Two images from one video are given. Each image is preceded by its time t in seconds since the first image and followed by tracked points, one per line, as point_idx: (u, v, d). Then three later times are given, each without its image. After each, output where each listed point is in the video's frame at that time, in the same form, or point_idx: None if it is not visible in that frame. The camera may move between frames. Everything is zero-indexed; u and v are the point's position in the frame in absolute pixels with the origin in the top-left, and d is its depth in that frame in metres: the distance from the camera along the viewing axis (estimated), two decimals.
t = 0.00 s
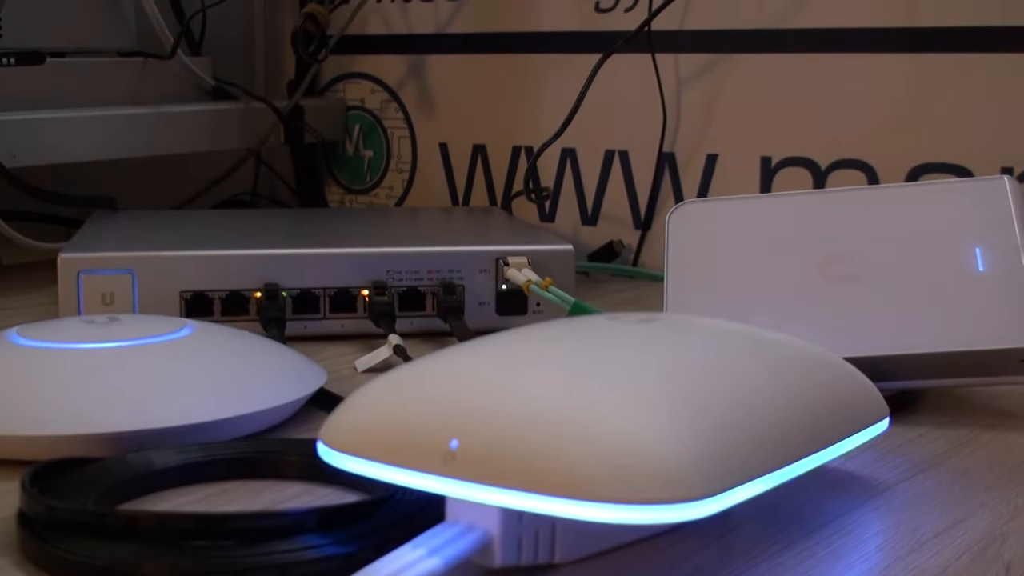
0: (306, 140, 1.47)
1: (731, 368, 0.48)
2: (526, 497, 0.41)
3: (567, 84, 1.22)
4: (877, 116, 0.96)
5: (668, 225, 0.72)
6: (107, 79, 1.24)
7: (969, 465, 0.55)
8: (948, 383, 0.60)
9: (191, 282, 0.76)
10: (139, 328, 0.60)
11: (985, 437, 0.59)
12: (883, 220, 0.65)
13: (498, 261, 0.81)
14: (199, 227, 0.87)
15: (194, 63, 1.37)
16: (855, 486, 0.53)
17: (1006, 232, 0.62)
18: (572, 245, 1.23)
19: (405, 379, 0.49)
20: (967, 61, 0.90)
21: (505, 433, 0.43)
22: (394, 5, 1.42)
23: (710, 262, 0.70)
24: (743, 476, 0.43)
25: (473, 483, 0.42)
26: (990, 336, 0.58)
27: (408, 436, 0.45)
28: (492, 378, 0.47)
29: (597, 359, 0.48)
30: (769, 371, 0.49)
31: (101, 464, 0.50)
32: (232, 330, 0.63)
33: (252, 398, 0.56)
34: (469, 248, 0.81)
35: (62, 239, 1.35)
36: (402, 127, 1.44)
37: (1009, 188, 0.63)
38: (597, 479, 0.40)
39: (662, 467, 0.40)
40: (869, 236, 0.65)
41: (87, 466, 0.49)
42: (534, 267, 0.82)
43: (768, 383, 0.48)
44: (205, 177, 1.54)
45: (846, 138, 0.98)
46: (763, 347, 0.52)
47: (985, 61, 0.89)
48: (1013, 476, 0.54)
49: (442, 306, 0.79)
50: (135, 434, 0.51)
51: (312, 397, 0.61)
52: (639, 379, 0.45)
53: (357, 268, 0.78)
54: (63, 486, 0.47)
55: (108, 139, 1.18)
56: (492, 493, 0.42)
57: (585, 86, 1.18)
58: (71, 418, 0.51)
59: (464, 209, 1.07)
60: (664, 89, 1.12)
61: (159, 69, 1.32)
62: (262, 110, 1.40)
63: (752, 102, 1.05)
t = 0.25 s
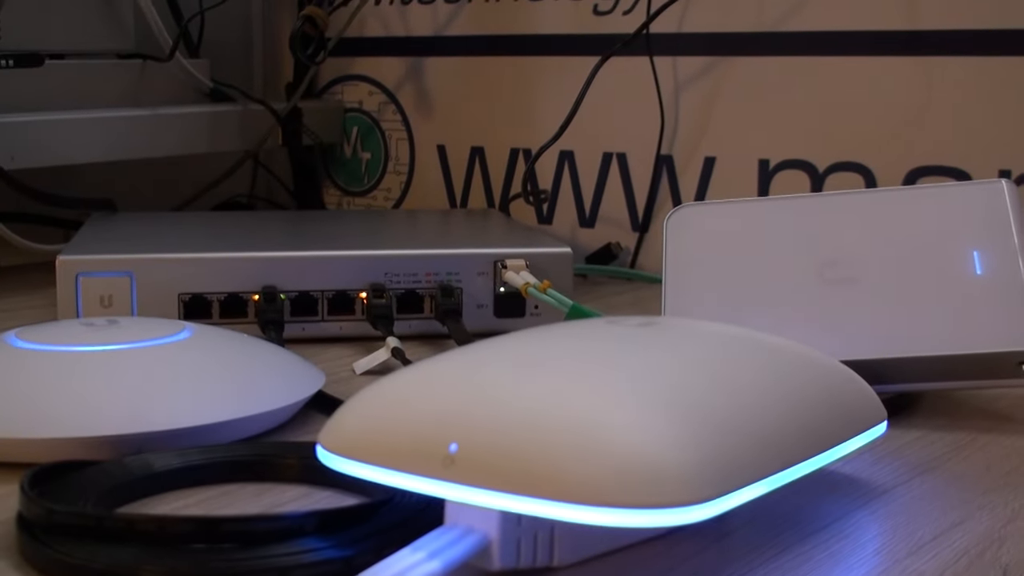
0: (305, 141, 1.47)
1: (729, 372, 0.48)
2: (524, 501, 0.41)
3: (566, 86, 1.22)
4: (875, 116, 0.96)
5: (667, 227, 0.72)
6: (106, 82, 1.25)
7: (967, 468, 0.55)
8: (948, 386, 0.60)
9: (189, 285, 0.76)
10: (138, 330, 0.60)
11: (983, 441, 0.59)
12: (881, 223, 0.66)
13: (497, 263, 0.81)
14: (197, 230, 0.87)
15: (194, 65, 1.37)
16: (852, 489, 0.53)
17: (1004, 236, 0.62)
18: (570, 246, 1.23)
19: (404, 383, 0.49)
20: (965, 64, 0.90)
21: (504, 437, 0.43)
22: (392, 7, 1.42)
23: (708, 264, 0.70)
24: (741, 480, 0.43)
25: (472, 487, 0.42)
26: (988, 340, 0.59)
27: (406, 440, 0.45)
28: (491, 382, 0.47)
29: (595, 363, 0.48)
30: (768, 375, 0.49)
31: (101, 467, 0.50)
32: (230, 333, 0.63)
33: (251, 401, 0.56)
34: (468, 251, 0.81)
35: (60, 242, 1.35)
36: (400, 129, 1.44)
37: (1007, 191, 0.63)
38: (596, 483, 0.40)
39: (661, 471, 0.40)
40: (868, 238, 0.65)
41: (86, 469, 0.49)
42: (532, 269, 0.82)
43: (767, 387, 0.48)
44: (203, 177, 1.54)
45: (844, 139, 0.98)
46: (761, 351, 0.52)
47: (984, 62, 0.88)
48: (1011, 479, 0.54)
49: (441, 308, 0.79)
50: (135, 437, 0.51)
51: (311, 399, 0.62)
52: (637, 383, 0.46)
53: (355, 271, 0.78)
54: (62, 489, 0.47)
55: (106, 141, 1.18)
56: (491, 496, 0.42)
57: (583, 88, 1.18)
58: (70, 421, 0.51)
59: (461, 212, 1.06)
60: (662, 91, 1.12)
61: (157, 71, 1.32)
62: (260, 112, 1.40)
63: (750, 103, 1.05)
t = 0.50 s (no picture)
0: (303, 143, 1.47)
1: (728, 374, 0.48)
2: (523, 504, 0.41)
3: (564, 87, 1.22)
4: (873, 117, 0.96)
5: (665, 229, 0.72)
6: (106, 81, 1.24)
7: (965, 471, 0.55)
8: (947, 389, 0.60)
9: (187, 287, 0.76)
10: (137, 332, 0.60)
11: (981, 443, 0.59)
12: (880, 226, 0.66)
13: (495, 265, 0.81)
14: (196, 231, 0.87)
15: (193, 67, 1.37)
16: (851, 491, 0.53)
17: (1002, 239, 0.62)
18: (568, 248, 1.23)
19: (403, 386, 0.49)
20: (963, 67, 0.90)
21: (503, 440, 0.43)
22: (391, 9, 1.42)
23: (707, 266, 0.70)
24: (740, 483, 0.43)
25: (471, 490, 0.42)
26: (986, 343, 0.59)
27: (405, 443, 0.45)
28: (490, 385, 0.47)
29: (595, 365, 0.48)
30: (767, 377, 0.49)
31: (100, 468, 0.50)
32: (228, 335, 0.63)
33: (250, 403, 0.56)
34: (466, 253, 0.81)
35: (58, 243, 1.35)
36: (398, 131, 1.44)
37: (1005, 194, 0.63)
38: (595, 486, 0.40)
39: (660, 474, 0.40)
40: (867, 241, 0.65)
41: (86, 470, 0.49)
42: (530, 271, 0.82)
43: (766, 390, 0.48)
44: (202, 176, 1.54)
45: (843, 140, 0.98)
46: (760, 354, 0.52)
47: (982, 64, 0.89)
48: (1009, 482, 0.54)
49: (439, 311, 0.79)
50: (134, 439, 0.52)
51: (309, 401, 0.62)
52: (637, 386, 0.46)
53: (354, 272, 0.78)
54: (61, 490, 0.47)
55: (105, 142, 1.18)
56: (491, 499, 0.42)
57: (582, 89, 1.18)
58: (70, 423, 0.51)
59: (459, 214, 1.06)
60: (660, 93, 1.12)
61: (156, 73, 1.32)
62: (259, 114, 1.40)
63: (749, 104, 1.05)
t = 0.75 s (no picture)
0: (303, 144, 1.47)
1: (729, 376, 0.48)
2: (524, 506, 0.41)
3: (564, 89, 1.22)
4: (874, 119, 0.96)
5: (665, 230, 0.72)
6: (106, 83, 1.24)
7: (965, 473, 0.55)
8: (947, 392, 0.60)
9: (187, 288, 0.76)
10: (137, 333, 0.60)
11: (981, 446, 0.59)
12: (880, 228, 0.66)
13: (495, 267, 0.81)
14: (196, 232, 0.87)
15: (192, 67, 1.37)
16: (851, 494, 0.53)
17: (1002, 241, 0.62)
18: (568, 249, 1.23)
19: (403, 387, 0.49)
20: (964, 69, 0.90)
21: (503, 442, 0.43)
22: (391, 10, 1.42)
23: (707, 267, 0.70)
24: (741, 485, 0.43)
25: (472, 491, 0.42)
26: (987, 346, 0.59)
27: (406, 445, 0.45)
28: (491, 386, 0.47)
29: (595, 367, 0.48)
30: (767, 380, 0.49)
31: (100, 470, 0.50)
32: (228, 336, 0.63)
33: (251, 405, 0.56)
34: (466, 254, 0.81)
35: (59, 244, 1.35)
36: (398, 132, 1.44)
37: (1006, 196, 0.63)
38: (596, 488, 0.40)
39: (661, 477, 0.40)
40: (867, 243, 0.66)
41: (85, 471, 0.49)
42: (530, 273, 0.82)
43: (766, 392, 0.48)
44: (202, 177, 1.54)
45: (843, 142, 0.98)
46: (761, 356, 0.52)
47: (982, 67, 0.89)
48: (1010, 484, 0.54)
49: (439, 312, 0.79)
50: (134, 440, 0.52)
51: (309, 403, 0.62)
52: (637, 388, 0.46)
53: (354, 274, 0.78)
54: (60, 491, 0.47)
55: (104, 143, 1.18)
56: (491, 501, 0.42)
57: (582, 91, 1.18)
58: (70, 424, 0.51)
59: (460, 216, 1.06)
60: (660, 94, 1.12)
61: (156, 74, 1.32)
62: (259, 116, 1.40)
63: (749, 106, 1.05)
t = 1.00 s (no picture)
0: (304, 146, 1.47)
1: (730, 380, 0.48)
2: (525, 509, 0.41)
3: (565, 91, 1.22)
4: (874, 122, 0.96)
5: (666, 232, 0.72)
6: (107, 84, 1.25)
7: (965, 477, 0.55)
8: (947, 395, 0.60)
9: (188, 290, 0.76)
10: (137, 335, 0.60)
11: (981, 449, 0.59)
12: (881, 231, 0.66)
13: (496, 269, 0.81)
14: (197, 234, 0.87)
15: (194, 69, 1.38)
16: (851, 497, 0.53)
17: (1003, 245, 0.62)
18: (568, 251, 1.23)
19: (404, 389, 0.49)
20: (964, 72, 0.90)
21: (504, 445, 0.43)
22: (392, 12, 1.42)
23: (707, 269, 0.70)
24: (741, 489, 0.43)
25: (473, 494, 0.43)
26: (987, 350, 0.59)
27: (407, 447, 0.45)
28: (492, 389, 0.47)
29: (596, 370, 0.48)
30: (768, 383, 0.49)
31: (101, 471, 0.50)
32: (228, 338, 0.63)
33: (251, 407, 0.56)
34: (466, 256, 0.81)
35: (59, 245, 1.35)
36: (399, 134, 1.44)
37: (1006, 200, 0.63)
38: (597, 492, 0.40)
39: (661, 480, 0.41)
40: (867, 246, 0.66)
41: (86, 473, 0.49)
42: (531, 275, 0.82)
43: (767, 395, 0.48)
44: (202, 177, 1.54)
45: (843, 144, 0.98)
46: (762, 359, 0.52)
47: (983, 70, 0.89)
48: (1009, 488, 0.54)
49: (439, 314, 0.79)
50: (135, 442, 0.52)
51: (310, 405, 0.62)
52: (638, 391, 0.46)
53: (354, 276, 0.78)
54: (61, 493, 0.47)
55: (105, 143, 1.18)
56: (492, 504, 0.42)
57: (582, 93, 1.18)
58: (70, 426, 0.51)
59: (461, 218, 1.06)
60: (660, 97, 1.12)
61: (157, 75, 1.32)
62: (260, 117, 1.40)
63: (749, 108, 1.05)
